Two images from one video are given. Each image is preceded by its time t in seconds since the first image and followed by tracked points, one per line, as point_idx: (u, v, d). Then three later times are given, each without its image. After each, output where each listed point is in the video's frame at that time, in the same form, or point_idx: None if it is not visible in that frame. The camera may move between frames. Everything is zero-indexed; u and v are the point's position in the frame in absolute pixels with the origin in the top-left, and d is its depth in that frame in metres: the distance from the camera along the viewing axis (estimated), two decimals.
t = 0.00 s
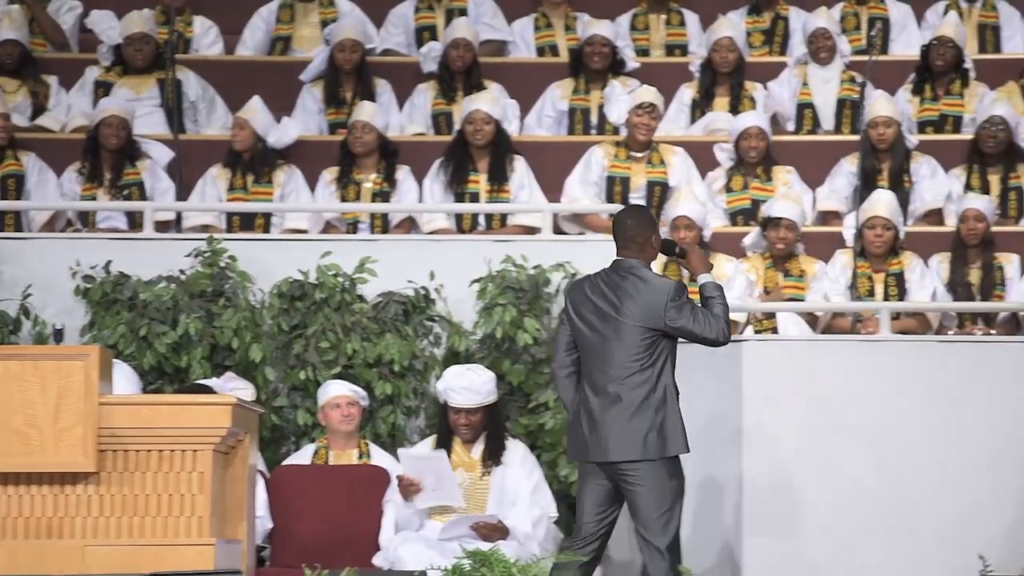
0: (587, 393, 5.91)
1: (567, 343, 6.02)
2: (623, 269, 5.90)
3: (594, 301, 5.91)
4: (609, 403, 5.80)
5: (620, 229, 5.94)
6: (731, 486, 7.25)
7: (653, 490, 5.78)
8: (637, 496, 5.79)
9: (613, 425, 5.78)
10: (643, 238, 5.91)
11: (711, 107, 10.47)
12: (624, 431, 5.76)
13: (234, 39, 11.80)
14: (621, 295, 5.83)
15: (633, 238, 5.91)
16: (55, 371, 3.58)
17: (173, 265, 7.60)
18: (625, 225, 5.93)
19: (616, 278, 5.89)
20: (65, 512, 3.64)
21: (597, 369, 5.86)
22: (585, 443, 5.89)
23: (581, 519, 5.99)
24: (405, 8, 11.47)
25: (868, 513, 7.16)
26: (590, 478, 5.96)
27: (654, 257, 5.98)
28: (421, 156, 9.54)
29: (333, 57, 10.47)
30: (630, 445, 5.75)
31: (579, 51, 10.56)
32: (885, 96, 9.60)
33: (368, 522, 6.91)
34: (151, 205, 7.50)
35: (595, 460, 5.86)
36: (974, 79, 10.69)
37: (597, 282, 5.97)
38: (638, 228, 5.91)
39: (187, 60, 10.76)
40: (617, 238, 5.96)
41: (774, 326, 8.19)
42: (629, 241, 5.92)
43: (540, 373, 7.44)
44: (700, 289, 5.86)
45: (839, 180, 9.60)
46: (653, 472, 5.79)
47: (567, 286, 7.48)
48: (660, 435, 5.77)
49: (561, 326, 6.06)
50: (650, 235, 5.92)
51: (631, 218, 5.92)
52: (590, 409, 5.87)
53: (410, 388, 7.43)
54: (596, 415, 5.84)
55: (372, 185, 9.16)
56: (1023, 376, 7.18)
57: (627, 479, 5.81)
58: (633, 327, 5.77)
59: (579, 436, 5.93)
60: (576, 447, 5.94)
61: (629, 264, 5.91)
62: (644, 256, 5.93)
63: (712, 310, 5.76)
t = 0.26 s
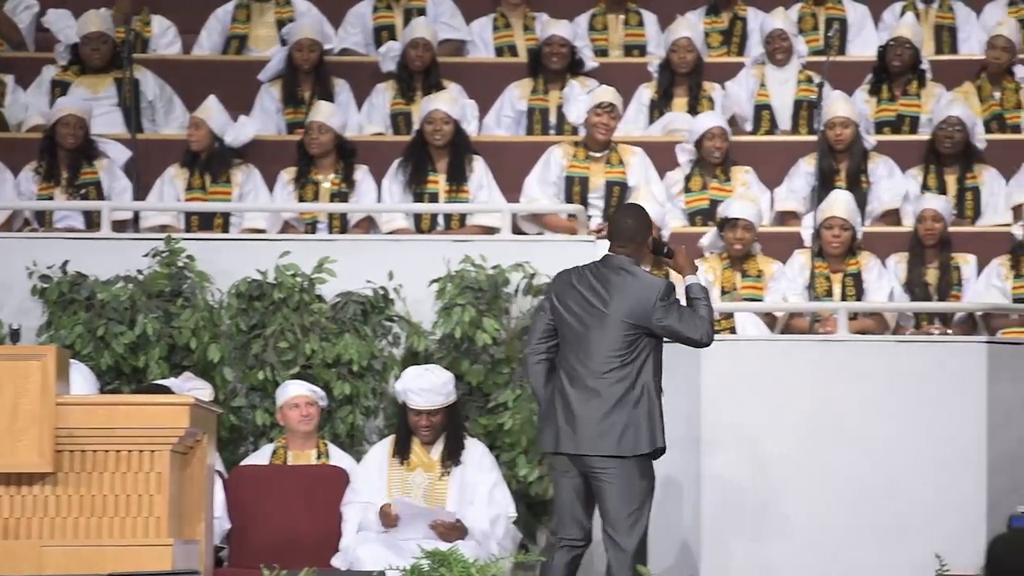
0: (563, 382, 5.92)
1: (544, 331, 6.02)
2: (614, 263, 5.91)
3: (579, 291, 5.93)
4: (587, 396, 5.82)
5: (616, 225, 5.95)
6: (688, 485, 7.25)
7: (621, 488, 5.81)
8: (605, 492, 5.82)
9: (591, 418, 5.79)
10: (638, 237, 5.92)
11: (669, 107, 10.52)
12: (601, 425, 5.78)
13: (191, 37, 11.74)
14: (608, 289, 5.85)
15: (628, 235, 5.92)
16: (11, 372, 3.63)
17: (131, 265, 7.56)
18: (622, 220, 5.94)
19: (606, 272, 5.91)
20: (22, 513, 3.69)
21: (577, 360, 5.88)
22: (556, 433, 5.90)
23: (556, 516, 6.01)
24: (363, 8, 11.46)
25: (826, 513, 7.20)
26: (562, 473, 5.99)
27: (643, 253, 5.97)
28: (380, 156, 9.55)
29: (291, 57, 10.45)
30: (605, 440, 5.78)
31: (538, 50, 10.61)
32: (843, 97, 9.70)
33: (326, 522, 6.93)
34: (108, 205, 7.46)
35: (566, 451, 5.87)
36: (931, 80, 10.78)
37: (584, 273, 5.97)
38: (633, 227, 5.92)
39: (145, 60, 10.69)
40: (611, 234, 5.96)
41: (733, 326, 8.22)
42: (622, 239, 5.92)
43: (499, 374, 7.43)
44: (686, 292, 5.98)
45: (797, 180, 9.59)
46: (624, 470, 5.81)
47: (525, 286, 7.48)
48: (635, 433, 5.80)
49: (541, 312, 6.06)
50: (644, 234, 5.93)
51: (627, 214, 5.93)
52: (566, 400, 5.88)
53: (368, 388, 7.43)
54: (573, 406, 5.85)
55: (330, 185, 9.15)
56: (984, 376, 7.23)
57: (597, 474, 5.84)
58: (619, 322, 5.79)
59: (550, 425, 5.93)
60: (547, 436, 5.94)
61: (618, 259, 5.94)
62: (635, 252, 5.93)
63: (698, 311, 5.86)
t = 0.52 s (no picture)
0: (515, 382, 5.92)
1: (493, 327, 6.00)
2: (570, 261, 5.93)
3: (531, 290, 5.91)
4: (544, 397, 5.84)
5: (567, 223, 5.98)
6: (629, 483, 7.26)
7: (569, 488, 5.85)
8: (552, 491, 5.85)
9: (549, 419, 5.82)
10: (588, 235, 5.97)
11: (610, 107, 10.56)
12: (558, 426, 5.82)
13: (129, 36, 11.65)
14: (563, 289, 5.87)
15: (579, 232, 5.96)
16: None
17: (70, 264, 7.51)
18: (573, 218, 5.97)
19: (561, 269, 5.92)
20: None
21: (531, 360, 5.88)
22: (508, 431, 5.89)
23: (487, 508, 5.94)
24: (303, 7, 11.42)
25: (768, 512, 7.25)
26: (501, 468, 5.93)
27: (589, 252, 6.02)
28: (321, 155, 9.54)
29: (231, 55, 10.41)
30: (562, 441, 5.82)
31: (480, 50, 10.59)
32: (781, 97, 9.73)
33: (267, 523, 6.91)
34: (46, 204, 7.40)
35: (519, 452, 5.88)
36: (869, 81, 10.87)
37: (536, 270, 5.96)
38: (584, 224, 5.96)
39: (83, 59, 10.60)
40: (562, 231, 5.99)
41: (674, 326, 8.27)
42: (572, 237, 5.97)
43: (440, 373, 7.43)
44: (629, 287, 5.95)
45: (737, 180, 9.64)
46: (573, 473, 5.86)
47: (467, 286, 7.48)
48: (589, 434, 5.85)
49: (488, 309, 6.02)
50: (594, 231, 5.98)
51: (578, 211, 5.96)
52: (520, 398, 5.88)
53: (309, 388, 7.41)
54: (528, 407, 5.86)
55: (270, 183, 9.13)
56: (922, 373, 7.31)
57: (545, 473, 5.87)
58: (577, 324, 5.82)
59: (500, 422, 5.92)
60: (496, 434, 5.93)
61: (569, 258, 5.95)
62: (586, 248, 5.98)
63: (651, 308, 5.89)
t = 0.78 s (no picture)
0: (483, 384, 5.89)
1: (452, 330, 5.93)
2: (528, 260, 5.96)
3: (495, 291, 5.89)
4: (517, 397, 5.83)
5: (524, 222, 6.00)
6: (599, 486, 7.33)
7: (539, 488, 5.88)
8: (522, 491, 5.87)
9: (524, 419, 5.82)
10: (544, 234, 6.00)
11: (580, 107, 10.58)
12: (534, 426, 5.82)
13: (97, 37, 11.61)
14: (528, 289, 5.88)
15: (535, 231, 5.98)
16: None
17: (38, 264, 7.49)
18: (529, 217, 5.99)
19: (521, 269, 5.93)
20: None
21: (500, 361, 5.85)
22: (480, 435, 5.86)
23: (445, 506, 5.97)
24: (272, 6, 11.40)
25: (737, 513, 7.28)
26: (463, 467, 5.95)
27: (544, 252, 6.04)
28: (291, 155, 9.52)
29: (199, 54, 10.39)
30: (537, 440, 5.83)
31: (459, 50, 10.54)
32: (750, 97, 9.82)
33: (236, 524, 6.91)
34: (14, 203, 7.37)
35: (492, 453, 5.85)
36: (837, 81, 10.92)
37: (494, 271, 5.94)
38: (541, 223, 5.99)
39: (51, 58, 10.58)
40: (518, 230, 6.01)
41: (643, 326, 8.31)
42: (529, 236, 5.99)
43: (409, 373, 7.43)
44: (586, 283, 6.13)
45: (706, 180, 9.71)
46: (543, 472, 5.88)
47: (436, 285, 7.47)
48: (562, 432, 5.89)
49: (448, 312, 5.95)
50: (550, 229, 6.02)
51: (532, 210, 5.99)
52: (491, 401, 5.85)
53: (278, 388, 7.40)
54: (501, 409, 5.83)
55: (240, 181, 9.14)
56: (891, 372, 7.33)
57: (515, 473, 5.88)
58: (546, 322, 5.84)
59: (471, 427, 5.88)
60: (466, 438, 5.88)
61: (526, 258, 5.98)
62: (540, 247, 6.01)
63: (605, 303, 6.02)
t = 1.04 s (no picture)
0: (442, 390, 5.85)
1: (403, 337, 5.80)
2: (466, 260, 5.93)
3: (445, 295, 5.83)
4: (479, 400, 5.84)
5: (459, 222, 5.96)
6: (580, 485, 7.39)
7: (503, 487, 5.89)
8: (487, 492, 5.88)
9: (489, 422, 5.85)
10: (482, 233, 5.97)
11: (558, 106, 10.60)
12: (498, 427, 5.87)
13: (74, 35, 11.57)
14: (478, 291, 5.85)
15: (473, 232, 5.96)
16: None
17: (16, 262, 7.48)
18: (463, 218, 5.96)
19: (464, 270, 5.89)
20: None
21: (460, 366, 5.83)
22: (444, 441, 5.83)
23: (408, 516, 5.87)
24: (250, 4, 11.38)
25: (716, 511, 7.30)
26: (422, 476, 5.88)
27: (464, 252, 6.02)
28: (268, 153, 9.48)
29: (176, 51, 10.35)
30: (502, 442, 5.87)
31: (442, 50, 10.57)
32: (728, 95, 9.86)
33: (215, 523, 6.89)
34: None
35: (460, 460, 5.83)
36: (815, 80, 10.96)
37: (437, 274, 5.87)
38: (477, 223, 5.96)
39: (28, 56, 10.55)
40: (453, 232, 5.98)
41: (621, 325, 8.35)
42: (466, 237, 5.96)
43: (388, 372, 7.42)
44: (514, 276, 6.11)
45: (684, 179, 9.77)
46: (506, 474, 5.91)
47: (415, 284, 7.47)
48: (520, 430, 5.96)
49: (399, 320, 5.81)
50: (486, 228, 5.99)
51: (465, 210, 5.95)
52: (452, 406, 5.83)
53: (256, 387, 7.39)
54: (466, 414, 5.82)
55: (219, 180, 9.14)
56: (869, 370, 7.35)
57: (477, 475, 5.88)
58: (501, 324, 5.86)
59: (432, 433, 5.84)
60: (427, 445, 5.84)
61: (464, 259, 5.94)
62: (477, 247, 5.98)
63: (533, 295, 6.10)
